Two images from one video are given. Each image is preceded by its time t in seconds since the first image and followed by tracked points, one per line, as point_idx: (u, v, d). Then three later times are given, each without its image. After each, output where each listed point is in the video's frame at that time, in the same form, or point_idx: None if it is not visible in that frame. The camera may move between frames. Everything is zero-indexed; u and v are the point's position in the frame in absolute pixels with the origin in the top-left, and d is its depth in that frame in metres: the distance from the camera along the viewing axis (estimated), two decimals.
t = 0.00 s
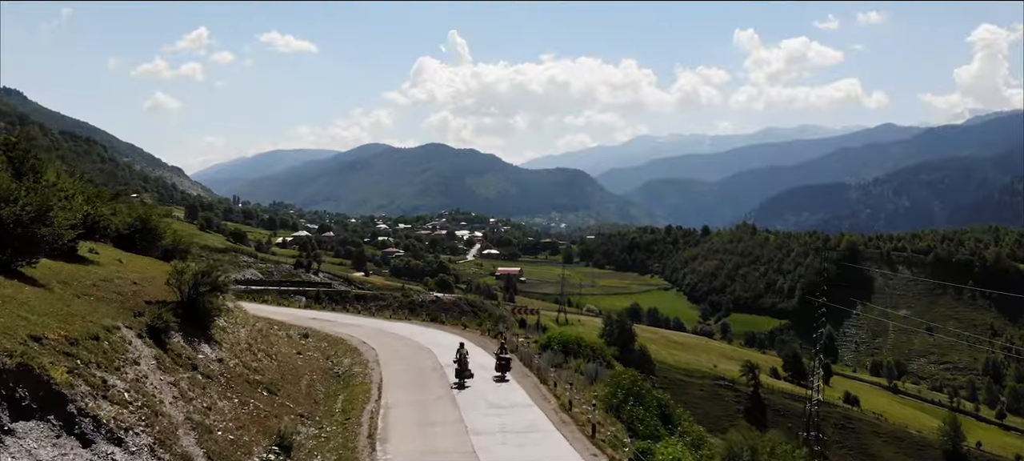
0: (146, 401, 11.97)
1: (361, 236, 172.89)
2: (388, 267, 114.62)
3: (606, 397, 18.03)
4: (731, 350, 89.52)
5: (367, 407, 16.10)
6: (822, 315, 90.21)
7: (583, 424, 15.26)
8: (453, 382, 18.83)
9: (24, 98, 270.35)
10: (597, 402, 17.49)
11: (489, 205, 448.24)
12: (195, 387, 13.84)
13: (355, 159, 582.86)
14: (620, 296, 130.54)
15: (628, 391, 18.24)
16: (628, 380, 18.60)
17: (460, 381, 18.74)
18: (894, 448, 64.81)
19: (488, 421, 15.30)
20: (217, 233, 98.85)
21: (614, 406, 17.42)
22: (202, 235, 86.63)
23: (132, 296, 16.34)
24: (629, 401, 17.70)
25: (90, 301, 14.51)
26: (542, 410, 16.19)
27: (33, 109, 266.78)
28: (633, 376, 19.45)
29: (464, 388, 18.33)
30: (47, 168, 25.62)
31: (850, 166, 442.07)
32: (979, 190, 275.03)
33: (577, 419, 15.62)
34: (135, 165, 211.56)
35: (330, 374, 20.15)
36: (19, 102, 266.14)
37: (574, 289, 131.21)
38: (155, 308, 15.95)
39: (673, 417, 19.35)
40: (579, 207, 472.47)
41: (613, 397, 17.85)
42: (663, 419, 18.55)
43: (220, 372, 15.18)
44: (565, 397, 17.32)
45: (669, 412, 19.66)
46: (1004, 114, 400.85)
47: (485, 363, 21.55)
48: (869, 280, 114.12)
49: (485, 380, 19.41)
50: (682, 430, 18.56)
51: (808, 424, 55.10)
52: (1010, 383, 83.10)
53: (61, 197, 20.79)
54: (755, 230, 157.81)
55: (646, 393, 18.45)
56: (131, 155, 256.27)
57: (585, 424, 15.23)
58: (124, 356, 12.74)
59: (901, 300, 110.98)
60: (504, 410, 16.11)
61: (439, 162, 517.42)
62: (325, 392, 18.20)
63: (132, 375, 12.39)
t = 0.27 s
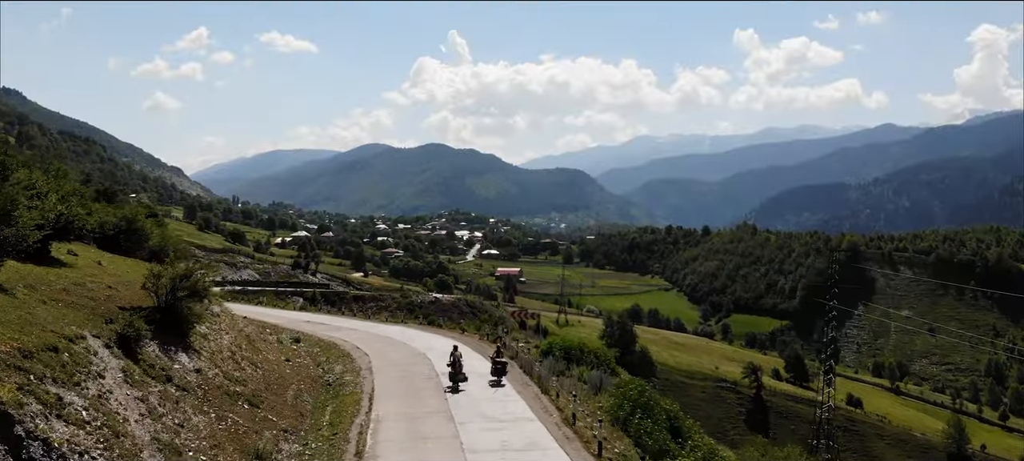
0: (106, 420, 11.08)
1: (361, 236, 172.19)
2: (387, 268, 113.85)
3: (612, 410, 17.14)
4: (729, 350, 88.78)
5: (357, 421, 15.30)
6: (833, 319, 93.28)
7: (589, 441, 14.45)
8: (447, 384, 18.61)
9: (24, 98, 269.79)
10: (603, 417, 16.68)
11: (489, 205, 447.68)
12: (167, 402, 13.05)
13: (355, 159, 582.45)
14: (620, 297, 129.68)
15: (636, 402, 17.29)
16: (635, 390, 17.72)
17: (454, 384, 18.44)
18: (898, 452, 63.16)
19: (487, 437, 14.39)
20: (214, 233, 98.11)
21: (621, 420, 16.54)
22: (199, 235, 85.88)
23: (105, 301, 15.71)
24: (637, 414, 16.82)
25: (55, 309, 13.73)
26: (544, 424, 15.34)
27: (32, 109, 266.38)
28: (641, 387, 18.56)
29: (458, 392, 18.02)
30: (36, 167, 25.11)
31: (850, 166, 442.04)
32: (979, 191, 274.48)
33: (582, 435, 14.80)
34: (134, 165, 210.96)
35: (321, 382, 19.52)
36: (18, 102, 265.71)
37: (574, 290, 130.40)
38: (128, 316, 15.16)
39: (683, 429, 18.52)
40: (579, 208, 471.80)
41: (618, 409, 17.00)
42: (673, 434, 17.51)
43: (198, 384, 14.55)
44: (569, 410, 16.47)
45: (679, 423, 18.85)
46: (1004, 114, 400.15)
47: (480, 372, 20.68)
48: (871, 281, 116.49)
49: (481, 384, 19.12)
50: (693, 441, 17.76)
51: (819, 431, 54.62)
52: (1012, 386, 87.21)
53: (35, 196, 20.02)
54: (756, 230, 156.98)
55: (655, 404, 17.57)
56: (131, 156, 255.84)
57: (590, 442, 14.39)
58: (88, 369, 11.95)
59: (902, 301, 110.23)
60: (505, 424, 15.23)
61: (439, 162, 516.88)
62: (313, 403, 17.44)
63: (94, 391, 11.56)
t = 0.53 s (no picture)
0: (59, 443, 10.21)
1: (360, 236, 171.42)
2: (386, 268, 113.06)
3: (618, 423, 16.38)
4: (731, 351, 88.10)
5: (344, 434, 14.59)
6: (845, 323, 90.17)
7: (593, 456, 13.75)
8: (440, 388, 18.53)
9: (23, 98, 268.92)
10: (609, 431, 15.89)
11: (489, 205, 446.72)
12: (133, 419, 12.23)
13: (355, 159, 581.42)
14: (620, 298, 128.89)
15: (644, 415, 16.52)
16: (643, 403, 16.92)
17: (447, 388, 18.39)
18: (902, 454, 62.40)
19: (483, 454, 13.56)
20: (212, 234, 97.38)
21: (628, 435, 15.70)
22: (197, 236, 85.01)
23: (74, 308, 14.98)
24: (646, 428, 16.02)
25: (14, 316, 12.96)
26: (545, 440, 14.54)
27: (30, 109, 265.14)
28: (649, 397, 17.79)
29: (451, 396, 17.92)
30: (17, 166, 24.45)
31: (851, 166, 441.37)
32: (980, 192, 274.46)
33: (586, 451, 14.03)
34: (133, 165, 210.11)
35: (310, 391, 18.86)
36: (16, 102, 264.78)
37: (575, 290, 129.52)
38: (97, 325, 14.42)
39: (693, 442, 17.68)
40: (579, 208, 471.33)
41: (625, 423, 16.17)
42: (682, 448, 16.68)
43: (171, 398, 13.88)
44: (572, 424, 15.65)
45: (688, 437, 18.03)
46: (1005, 114, 399.58)
47: (476, 381, 19.89)
48: (871, 280, 114.13)
49: (476, 388, 18.96)
50: (705, 456, 16.92)
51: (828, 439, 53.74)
52: (1014, 387, 86.22)
53: (4, 196, 19.39)
54: (757, 230, 156.26)
55: (664, 417, 16.78)
56: (130, 155, 254.91)
57: (592, 457, 13.72)
58: (45, 384, 11.10)
59: (904, 302, 109.21)
60: (503, 440, 14.44)
61: (439, 162, 515.93)
62: (299, 415, 16.75)
63: (49, 409, 10.72)
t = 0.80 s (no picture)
0: None
1: (360, 237, 170.84)
2: (386, 268, 112.30)
3: (626, 438, 15.54)
4: (733, 352, 87.67)
5: (329, 450, 13.94)
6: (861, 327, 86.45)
7: None
8: (435, 394, 18.22)
9: (23, 98, 268.45)
10: (616, 450, 15.14)
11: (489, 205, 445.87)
12: (93, 440, 11.40)
13: (355, 159, 580.82)
14: (621, 298, 128.15)
15: (654, 430, 15.67)
16: (653, 416, 16.14)
17: (442, 393, 18.07)
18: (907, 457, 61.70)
19: None
20: (211, 233, 96.73)
21: (638, 453, 14.78)
22: (195, 235, 84.26)
23: (38, 315, 14.25)
24: (657, 444, 15.16)
25: None
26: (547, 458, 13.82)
27: (30, 109, 264.28)
28: (661, 409, 16.85)
29: (445, 400, 17.70)
30: None
31: (851, 166, 440.85)
32: (980, 192, 274.23)
33: None
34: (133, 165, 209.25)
35: (297, 402, 18.19)
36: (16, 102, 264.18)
37: (575, 290, 128.66)
38: (63, 337, 13.72)
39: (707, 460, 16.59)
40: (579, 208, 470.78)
41: (635, 439, 15.29)
42: None
43: (141, 413, 13.17)
44: (577, 441, 14.95)
45: (701, 452, 17.02)
46: (1006, 114, 399.04)
47: (473, 388, 19.34)
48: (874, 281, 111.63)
49: (470, 395, 18.52)
50: None
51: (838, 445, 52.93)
52: (1017, 388, 85.51)
53: None
54: (758, 230, 155.65)
55: (675, 431, 15.95)
56: (129, 156, 254.06)
57: None
58: None
59: (905, 302, 108.44)
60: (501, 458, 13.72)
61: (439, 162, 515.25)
62: (283, 429, 16.05)
63: None
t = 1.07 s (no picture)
0: None
1: (359, 236, 170.32)
2: (385, 268, 111.65)
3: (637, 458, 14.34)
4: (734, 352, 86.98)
5: None
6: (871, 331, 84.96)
7: None
8: (427, 399, 18.01)
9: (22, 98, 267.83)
10: None
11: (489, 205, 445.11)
12: None
13: (355, 160, 580.42)
14: (621, 298, 127.56)
15: (666, 447, 14.26)
16: (664, 431, 14.83)
17: (436, 398, 17.85)
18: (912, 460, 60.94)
19: None
20: (209, 233, 96.07)
21: None
22: (191, 235, 83.57)
23: None
24: None
25: None
26: None
27: (29, 109, 263.80)
28: (675, 423, 15.58)
29: (440, 406, 17.50)
30: None
31: (851, 166, 440.47)
32: (980, 192, 273.88)
33: None
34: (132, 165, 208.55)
35: (284, 413, 17.49)
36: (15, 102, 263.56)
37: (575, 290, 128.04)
38: (25, 347, 12.99)
39: None
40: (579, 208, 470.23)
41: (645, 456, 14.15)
42: None
43: (104, 431, 12.46)
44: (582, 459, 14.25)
45: None
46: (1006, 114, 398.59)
47: (469, 395, 18.92)
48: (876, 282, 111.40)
49: (466, 401, 18.17)
50: None
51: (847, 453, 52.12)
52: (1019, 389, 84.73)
53: None
54: (759, 230, 155.17)
55: (689, 447, 14.23)
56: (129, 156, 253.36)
57: None
58: None
59: (907, 302, 107.72)
60: None
61: (439, 162, 514.70)
62: (267, 443, 15.39)
63: None
